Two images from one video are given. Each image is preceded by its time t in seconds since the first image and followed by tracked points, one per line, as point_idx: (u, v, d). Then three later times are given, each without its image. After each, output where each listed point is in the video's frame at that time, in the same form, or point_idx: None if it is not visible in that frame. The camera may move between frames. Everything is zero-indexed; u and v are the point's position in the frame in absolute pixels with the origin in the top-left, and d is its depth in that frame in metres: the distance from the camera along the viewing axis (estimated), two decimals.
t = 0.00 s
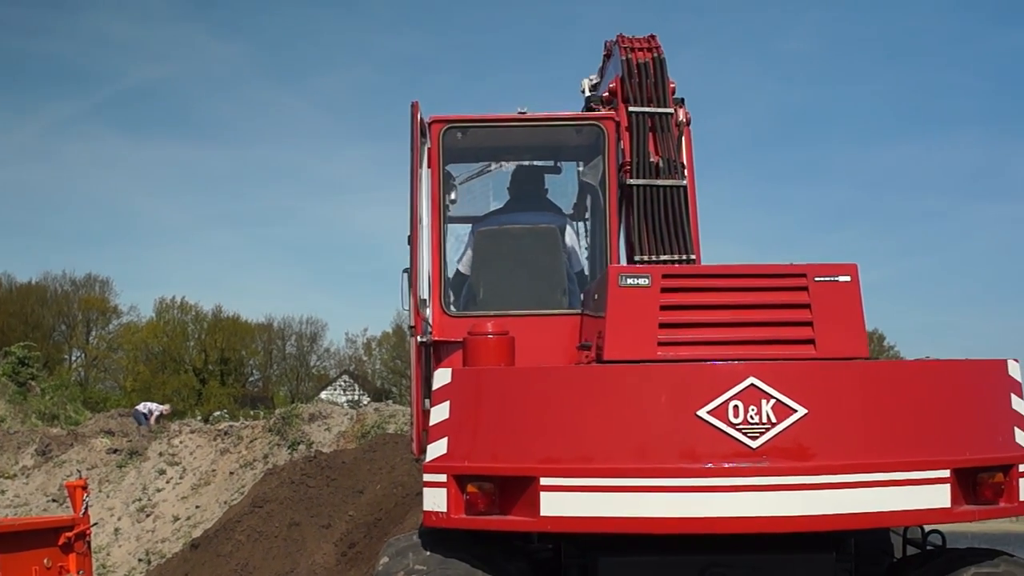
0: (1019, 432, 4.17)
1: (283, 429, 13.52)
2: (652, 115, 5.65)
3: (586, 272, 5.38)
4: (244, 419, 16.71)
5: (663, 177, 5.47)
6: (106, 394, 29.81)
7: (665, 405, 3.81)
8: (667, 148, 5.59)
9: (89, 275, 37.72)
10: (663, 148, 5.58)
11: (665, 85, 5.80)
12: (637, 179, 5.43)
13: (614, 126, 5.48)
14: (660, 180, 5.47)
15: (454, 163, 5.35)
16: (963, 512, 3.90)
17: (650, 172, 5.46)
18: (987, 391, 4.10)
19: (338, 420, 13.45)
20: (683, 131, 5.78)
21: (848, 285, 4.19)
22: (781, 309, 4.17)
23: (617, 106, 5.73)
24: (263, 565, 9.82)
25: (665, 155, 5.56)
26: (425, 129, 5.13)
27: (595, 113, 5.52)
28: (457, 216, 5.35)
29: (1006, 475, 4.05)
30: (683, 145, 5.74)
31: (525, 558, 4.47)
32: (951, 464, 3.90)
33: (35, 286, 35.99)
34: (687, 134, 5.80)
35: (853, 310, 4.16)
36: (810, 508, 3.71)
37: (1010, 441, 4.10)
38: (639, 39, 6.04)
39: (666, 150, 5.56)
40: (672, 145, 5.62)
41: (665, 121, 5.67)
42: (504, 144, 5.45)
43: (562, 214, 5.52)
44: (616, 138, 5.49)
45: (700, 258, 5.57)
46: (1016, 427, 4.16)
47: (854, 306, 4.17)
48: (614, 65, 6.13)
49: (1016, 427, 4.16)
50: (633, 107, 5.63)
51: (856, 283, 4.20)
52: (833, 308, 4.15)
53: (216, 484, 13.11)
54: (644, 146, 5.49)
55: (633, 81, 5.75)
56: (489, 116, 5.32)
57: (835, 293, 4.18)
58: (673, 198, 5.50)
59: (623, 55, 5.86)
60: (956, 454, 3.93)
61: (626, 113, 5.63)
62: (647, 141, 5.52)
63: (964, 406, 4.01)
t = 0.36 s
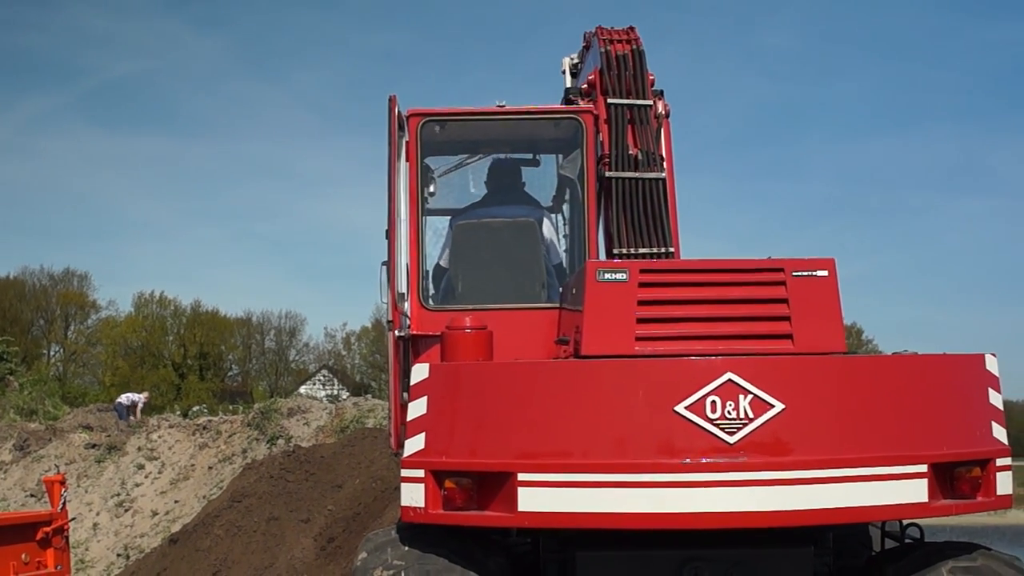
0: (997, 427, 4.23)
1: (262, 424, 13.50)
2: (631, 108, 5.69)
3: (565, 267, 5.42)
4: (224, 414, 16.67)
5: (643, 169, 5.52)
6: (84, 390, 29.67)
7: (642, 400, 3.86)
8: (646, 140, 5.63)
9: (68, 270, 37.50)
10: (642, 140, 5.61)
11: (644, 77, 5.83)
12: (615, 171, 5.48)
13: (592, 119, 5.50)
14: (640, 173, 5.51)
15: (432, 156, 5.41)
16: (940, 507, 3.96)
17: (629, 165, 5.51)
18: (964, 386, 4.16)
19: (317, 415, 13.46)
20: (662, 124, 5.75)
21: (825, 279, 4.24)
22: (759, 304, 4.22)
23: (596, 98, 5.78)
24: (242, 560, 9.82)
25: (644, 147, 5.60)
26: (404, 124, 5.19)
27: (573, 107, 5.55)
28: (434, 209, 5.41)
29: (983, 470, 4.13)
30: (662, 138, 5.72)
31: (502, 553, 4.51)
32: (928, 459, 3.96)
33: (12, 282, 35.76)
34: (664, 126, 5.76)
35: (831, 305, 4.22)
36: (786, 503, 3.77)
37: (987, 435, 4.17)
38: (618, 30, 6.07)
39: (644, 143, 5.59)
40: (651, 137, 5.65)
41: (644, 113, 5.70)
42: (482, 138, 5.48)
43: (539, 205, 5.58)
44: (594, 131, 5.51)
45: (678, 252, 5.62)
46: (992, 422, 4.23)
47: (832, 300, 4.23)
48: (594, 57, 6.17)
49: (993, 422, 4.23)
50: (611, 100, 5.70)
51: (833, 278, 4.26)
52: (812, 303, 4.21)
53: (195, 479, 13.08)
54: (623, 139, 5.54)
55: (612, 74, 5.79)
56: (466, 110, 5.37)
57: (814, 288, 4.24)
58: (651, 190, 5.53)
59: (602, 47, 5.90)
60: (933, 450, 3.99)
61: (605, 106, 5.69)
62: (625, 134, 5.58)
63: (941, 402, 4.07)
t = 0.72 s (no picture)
0: (975, 422, 4.29)
1: (244, 420, 13.48)
2: (615, 105, 5.73)
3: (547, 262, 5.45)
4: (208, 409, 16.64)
5: (627, 167, 5.56)
6: (67, 385, 29.52)
7: (621, 395, 3.90)
8: (629, 139, 5.66)
9: (50, 266, 37.30)
10: (626, 138, 5.65)
11: (628, 75, 5.87)
12: (599, 169, 5.53)
13: (574, 116, 5.54)
14: (624, 171, 5.56)
15: (415, 154, 5.44)
16: (918, 501, 4.02)
17: (612, 162, 5.55)
18: (943, 381, 4.21)
19: (299, 411, 13.46)
20: (644, 122, 5.84)
21: (804, 275, 4.29)
22: (738, 299, 4.26)
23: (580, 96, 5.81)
24: (224, 557, 9.82)
25: (627, 145, 5.63)
26: (387, 120, 5.23)
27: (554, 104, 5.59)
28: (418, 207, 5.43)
29: (961, 464, 4.19)
30: (645, 136, 5.81)
31: (484, 548, 4.54)
32: (905, 453, 4.01)
33: None
34: (647, 125, 5.84)
35: (811, 299, 4.26)
36: (764, 497, 3.82)
37: (964, 429, 4.23)
38: (602, 29, 6.11)
39: (628, 141, 5.63)
40: (634, 134, 5.69)
41: (628, 111, 5.74)
42: (464, 136, 5.50)
43: (523, 203, 5.60)
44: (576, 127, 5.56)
45: (661, 249, 5.66)
46: (971, 416, 4.29)
47: (812, 294, 4.27)
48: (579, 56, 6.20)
49: (971, 417, 4.28)
50: (595, 98, 5.73)
51: (812, 273, 4.31)
52: (791, 299, 4.26)
53: (177, 475, 13.05)
54: (607, 137, 5.58)
55: (596, 72, 5.84)
56: (449, 107, 5.39)
57: (794, 283, 4.28)
58: (635, 187, 5.58)
59: (587, 46, 5.95)
60: (911, 444, 4.05)
61: (589, 104, 5.73)
62: (609, 132, 5.61)
63: (919, 396, 4.12)
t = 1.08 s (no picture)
0: (974, 421, 4.29)
1: (242, 420, 13.47)
2: (612, 107, 5.70)
3: (545, 262, 5.44)
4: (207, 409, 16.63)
5: (624, 167, 5.55)
6: (65, 386, 29.50)
7: (620, 396, 3.89)
8: (627, 140, 5.66)
9: (49, 266, 37.32)
10: (623, 139, 5.65)
11: (625, 77, 5.84)
12: (595, 169, 5.52)
13: (572, 115, 5.54)
14: (621, 170, 5.55)
15: (412, 152, 5.41)
16: (919, 501, 4.02)
17: (610, 162, 5.55)
18: (943, 382, 4.21)
19: (298, 410, 13.44)
20: (643, 124, 5.85)
21: (803, 274, 4.28)
22: (737, 299, 4.26)
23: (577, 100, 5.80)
24: (223, 557, 9.81)
25: (624, 146, 5.63)
26: (384, 119, 5.22)
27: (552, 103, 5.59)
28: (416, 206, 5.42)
29: (962, 464, 4.19)
30: (643, 137, 5.82)
31: (483, 549, 4.53)
32: (905, 454, 4.01)
33: None
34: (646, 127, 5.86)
35: (809, 298, 4.26)
36: (764, 498, 3.81)
37: (965, 429, 4.23)
38: (599, 32, 6.07)
39: (625, 142, 5.63)
40: (631, 136, 5.69)
41: (625, 112, 5.72)
42: (462, 134, 5.49)
43: (521, 201, 5.58)
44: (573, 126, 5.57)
45: (660, 249, 5.65)
46: (971, 415, 4.29)
47: (810, 294, 4.26)
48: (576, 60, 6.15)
49: (971, 416, 4.28)
50: (593, 100, 5.72)
51: (812, 274, 4.30)
52: (791, 299, 4.25)
53: (176, 475, 13.04)
54: (604, 137, 5.57)
55: (593, 75, 5.81)
56: (446, 106, 5.40)
57: (792, 284, 4.27)
58: (632, 187, 5.57)
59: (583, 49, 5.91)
60: (912, 445, 4.05)
61: (586, 107, 5.71)
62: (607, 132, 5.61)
63: (919, 397, 4.12)
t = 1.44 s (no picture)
0: (973, 421, 4.29)
1: (242, 423, 13.47)
2: (608, 122, 5.71)
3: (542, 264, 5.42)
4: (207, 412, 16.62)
5: (621, 179, 5.56)
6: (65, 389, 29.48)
7: (620, 395, 3.88)
8: (623, 152, 5.67)
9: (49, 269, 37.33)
10: (619, 152, 5.65)
11: (620, 96, 5.82)
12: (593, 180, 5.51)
13: (570, 118, 5.51)
14: (618, 182, 5.55)
15: (411, 156, 5.44)
16: (917, 500, 4.01)
17: (606, 174, 5.55)
18: (941, 380, 4.20)
19: (297, 413, 13.42)
20: (638, 142, 5.83)
21: (801, 274, 4.28)
22: (735, 300, 4.25)
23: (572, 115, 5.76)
24: (222, 560, 9.79)
25: (620, 159, 5.64)
26: (383, 121, 5.22)
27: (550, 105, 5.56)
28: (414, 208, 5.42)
29: (960, 463, 4.18)
30: (638, 154, 5.80)
31: (481, 549, 4.52)
32: (903, 453, 4.00)
33: None
34: (641, 145, 5.85)
35: (808, 299, 4.25)
36: (764, 497, 3.80)
37: (963, 429, 4.22)
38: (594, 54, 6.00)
39: (621, 155, 5.64)
40: (627, 150, 5.70)
41: (622, 127, 5.73)
42: (460, 139, 5.49)
43: (520, 205, 5.56)
44: (572, 129, 5.54)
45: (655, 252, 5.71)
46: (970, 415, 4.29)
47: (808, 295, 4.26)
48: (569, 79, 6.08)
49: (969, 415, 4.28)
50: (588, 116, 5.70)
51: (810, 273, 4.29)
52: (790, 301, 4.24)
53: (176, 478, 13.03)
54: (600, 150, 5.58)
55: (589, 93, 5.77)
56: (445, 109, 5.38)
57: (790, 284, 4.27)
58: (629, 197, 5.57)
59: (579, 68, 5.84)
60: (910, 443, 4.04)
61: (582, 121, 5.70)
62: (602, 146, 5.62)
63: (917, 396, 4.11)
